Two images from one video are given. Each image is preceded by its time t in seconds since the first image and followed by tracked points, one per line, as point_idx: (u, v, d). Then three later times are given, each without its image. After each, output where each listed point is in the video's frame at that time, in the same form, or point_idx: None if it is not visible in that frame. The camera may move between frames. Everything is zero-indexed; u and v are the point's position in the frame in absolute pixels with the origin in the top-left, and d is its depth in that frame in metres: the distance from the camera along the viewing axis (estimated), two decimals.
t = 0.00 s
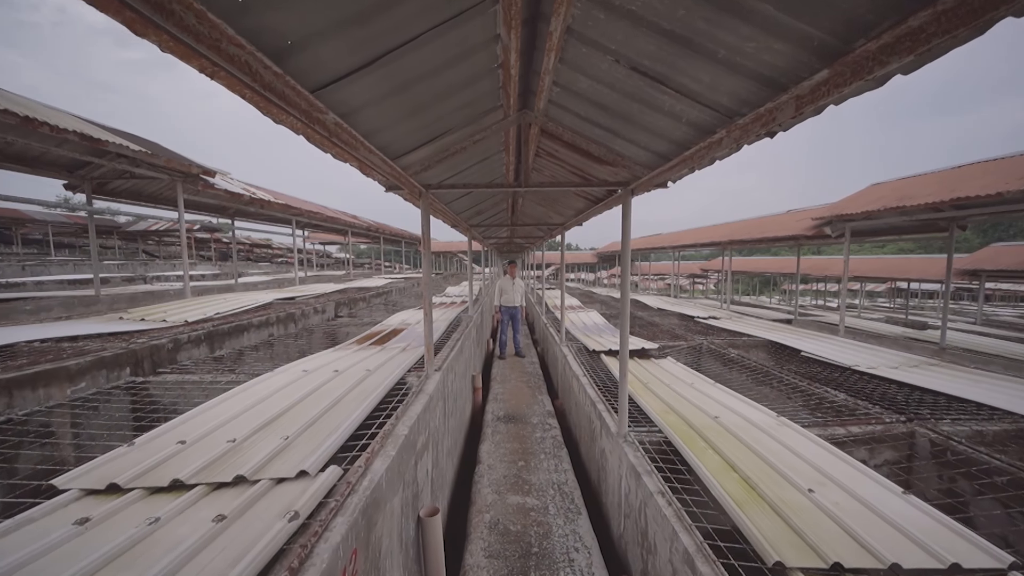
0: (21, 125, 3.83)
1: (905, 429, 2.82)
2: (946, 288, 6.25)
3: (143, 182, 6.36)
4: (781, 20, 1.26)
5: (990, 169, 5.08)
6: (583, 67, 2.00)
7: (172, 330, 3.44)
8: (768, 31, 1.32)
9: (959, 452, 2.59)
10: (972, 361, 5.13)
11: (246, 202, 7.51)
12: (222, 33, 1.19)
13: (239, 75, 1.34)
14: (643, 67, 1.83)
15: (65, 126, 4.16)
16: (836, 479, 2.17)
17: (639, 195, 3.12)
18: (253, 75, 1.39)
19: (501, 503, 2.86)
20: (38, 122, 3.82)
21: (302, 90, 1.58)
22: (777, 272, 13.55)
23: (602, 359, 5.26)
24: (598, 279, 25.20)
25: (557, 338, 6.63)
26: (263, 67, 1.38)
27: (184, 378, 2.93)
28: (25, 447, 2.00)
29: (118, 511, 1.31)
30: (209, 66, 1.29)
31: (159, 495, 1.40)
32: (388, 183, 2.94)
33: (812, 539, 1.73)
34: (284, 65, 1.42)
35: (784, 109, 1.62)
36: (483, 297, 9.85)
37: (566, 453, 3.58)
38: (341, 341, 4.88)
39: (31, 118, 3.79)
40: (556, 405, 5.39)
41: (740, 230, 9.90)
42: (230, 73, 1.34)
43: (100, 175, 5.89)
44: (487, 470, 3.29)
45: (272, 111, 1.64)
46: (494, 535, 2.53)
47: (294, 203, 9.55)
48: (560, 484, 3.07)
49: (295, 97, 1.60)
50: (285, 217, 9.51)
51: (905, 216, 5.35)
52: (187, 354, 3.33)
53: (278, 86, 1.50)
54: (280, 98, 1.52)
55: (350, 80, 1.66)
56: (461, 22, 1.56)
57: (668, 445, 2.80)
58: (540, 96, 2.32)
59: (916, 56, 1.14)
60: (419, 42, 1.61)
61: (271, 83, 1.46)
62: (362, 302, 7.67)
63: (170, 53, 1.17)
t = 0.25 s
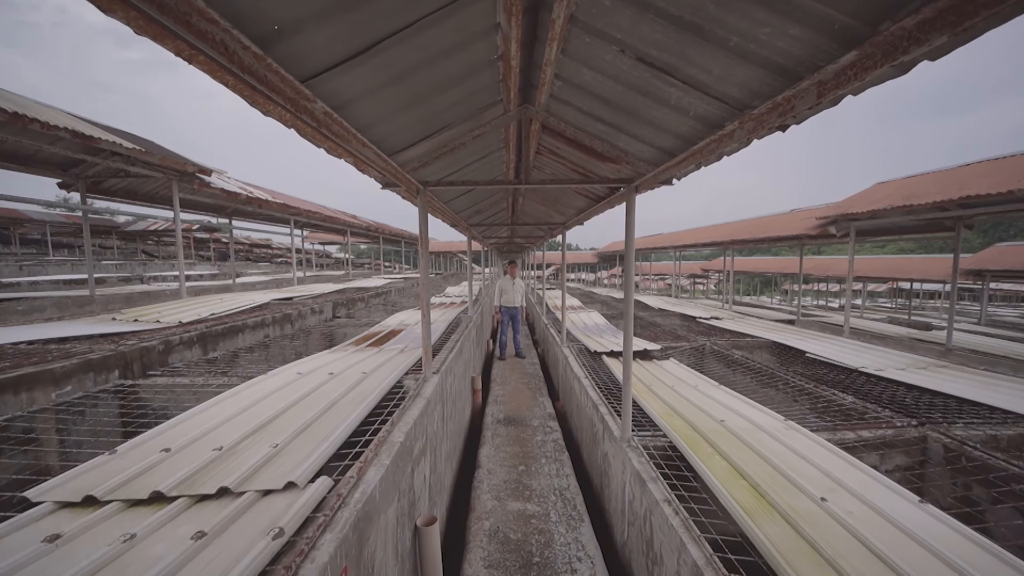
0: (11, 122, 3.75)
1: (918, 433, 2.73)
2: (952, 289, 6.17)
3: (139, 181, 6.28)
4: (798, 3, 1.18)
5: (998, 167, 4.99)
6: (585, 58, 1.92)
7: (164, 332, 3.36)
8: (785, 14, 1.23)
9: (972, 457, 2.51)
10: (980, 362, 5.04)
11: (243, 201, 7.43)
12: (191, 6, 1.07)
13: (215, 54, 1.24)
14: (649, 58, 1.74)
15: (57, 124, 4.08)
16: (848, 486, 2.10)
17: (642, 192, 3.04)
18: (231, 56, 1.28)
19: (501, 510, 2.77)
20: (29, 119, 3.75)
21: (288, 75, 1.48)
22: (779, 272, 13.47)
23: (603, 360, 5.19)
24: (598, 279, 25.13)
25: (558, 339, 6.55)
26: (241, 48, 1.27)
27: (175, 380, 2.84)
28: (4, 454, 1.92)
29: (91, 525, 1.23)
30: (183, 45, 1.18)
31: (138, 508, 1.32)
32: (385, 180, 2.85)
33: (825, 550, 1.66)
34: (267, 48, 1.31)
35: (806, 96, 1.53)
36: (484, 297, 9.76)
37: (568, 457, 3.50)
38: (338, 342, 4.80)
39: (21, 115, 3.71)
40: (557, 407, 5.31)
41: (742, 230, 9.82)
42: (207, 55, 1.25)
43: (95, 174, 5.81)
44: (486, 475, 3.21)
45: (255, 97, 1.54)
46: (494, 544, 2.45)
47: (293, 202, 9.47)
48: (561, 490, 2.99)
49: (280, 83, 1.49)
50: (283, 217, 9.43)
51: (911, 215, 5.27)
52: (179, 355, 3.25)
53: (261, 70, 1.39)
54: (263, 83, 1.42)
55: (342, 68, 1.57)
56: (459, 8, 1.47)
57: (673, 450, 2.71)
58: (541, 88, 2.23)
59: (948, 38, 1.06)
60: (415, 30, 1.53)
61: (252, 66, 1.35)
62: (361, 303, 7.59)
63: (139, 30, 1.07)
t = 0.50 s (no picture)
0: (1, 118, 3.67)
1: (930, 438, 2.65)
2: (959, 289, 6.08)
3: (134, 180, 6.19)
4: None
5: (1006, 166, 4.90)
6: (590, 49, 1.83)
7: (156, 333, 3.29)
8: None
9: (988, 464, 2.43)
10: (987, 364, 4.96)
11: (241, 200, 7.34)
12: None
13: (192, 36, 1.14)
14: (656, 48, 1.66)
15: (48, 121, 4.00)
16: (862, 494, 2.02)
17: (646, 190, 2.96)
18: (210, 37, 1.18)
19: (501, 516, 2.69)
20: (18, 115, 3.67)
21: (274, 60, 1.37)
22: (781, 272, 13.38)
23: (605, 362, 5.11)
24: (599, 279, 25.04)
25: (559, 340, 6.47)
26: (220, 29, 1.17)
27: (166, 383, 2.77)
28: None
29: (63, 544, 1.14)
30: (157, 25, 1.07)
31: (116, 523, 1.24)
32: (381, 177, 2.75)
33: (841, 563, 1.59)
34: (252, 30, 1.21)
35: (829, 83, 1.41)
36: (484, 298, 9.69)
37: (570, 462, 3.42)
38: (336, 343, 4.72)
39: (11, 111, 3.63)
40: (558, 409, 5.23)
41: (744, 229, 9.73)
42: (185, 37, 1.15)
43: (90, 173, 5.73)
44: (486, 481, 3.13)
45: (240, 86, 1.43)
46: (494, 553, 2.37)
47: (291, 202, 9.39)
48: (563, 496, 2.91)
49: (264, 68, 1.38)
50: (282, 216, 9.35)
51: (918, 214, 5.18)
52: (171, 358, 3.17)
53: (243, 54, 1.29)
54: (246, 69, 1.31)
55: (333, 57, 1.48)
56: None
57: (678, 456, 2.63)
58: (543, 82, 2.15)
59: (986, 19, 0.98)
60: (412, 17, 1.44)
61: (233, 50, 1.25)
62: (359, 303, 7.50)
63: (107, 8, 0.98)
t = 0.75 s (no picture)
0: None
1: (943, 443, 2.57)
2: (964, 289, 6.00)
3: (130, 179, 6.11)
4: None
5: (1014, 163, 4.81)
6: (594, 40, 1.76)
7: (148, 335, 3.21)
8: None
9: (1004, 469, 2.35)
10: (995, 365, 4.89)
11: (238, 199, 7.26)
12: None
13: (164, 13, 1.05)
14: (664, 38, 1.58)
15: (39, 118, 3.92)
16: (876, 503, 1.95)
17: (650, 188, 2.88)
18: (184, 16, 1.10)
19: (501, 523, 2.62)
20: (8, 112, 3.59)
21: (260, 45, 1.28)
22: (782, 272, 13.30)
23: (607, 364, 5.04)
24: (599, 279, 24.96)
25: (560, 341, 6.40)
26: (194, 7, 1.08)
27: (157, 385, 2.69)
28: None
29: (37, 560, 1.07)
30: (127, 3, 0.99)
31: (94, 538, 1.17)
32: (377, 173, 2.67)
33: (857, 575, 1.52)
34: (232, 12, 1.13)
35: (854, 68, 1.32)
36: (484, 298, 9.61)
37: (571, 466, 3.34)
38: (333, 344, 4.64)
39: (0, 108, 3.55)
40: (559, 411, 5.16)
41: (746, 229, 9.65)
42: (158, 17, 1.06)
43: (84, 172, 5.65)
44: (486, 486, 3.06)
45: (223, 73, 1.36)
46: (494, 561, 2.30)
47: (289, 201, 9.31)
48: (565, 502, 2.83)
49: (244, 51, 1.28)
50: (280, 216, 9.27)
51: (925, 214, 5.10)
52: (163, 360, 3.09)
53: (221, 35, 1.20)
54: (224, 50, 1.22)
55: (324, 45, 1.40)
56: None
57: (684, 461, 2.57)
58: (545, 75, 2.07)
59: None
60: (408, 6, 1.36)
61: (210, 30, 1.16)
62: (358, 304, 7.43)
63: None
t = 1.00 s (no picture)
0: None
1: (955, 447, 2.50)
2: (970, 290, 5.93)
3: (126, 178, 6.04)
4: None
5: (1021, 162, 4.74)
6: (597, 30, 1.68)
7: (140, 336, 3.14)
8: None
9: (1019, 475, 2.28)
10: (1002, 366, 4.82)
11: (236, 199, 7.19)
12: None
13: None
14: (671, 27, 1.51)
15: (32, 115, 3.85)
16: (890, 513, 1.89)
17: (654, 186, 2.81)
18: None
19: (502, 530, 2.56)
20: None
21: (244, 31, 1.21)
22: (784, 272, 13.22)
23: (608, 365, 4.96)
24: (600, 279, 24.88)
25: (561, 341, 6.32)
26: None
27: (148, 388, 2.62)
28: None
29: None
30: None
31: (69, 553, 1.10)
32: (374, 170, 2.60)
33: None
34: None
35: (880, 52, 1.23)
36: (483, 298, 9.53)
37: (573, 470, 3.27)
38: (331, 345, 4.57)
39: None
40: (560, 413, 5.09)
41: (748, 229, 9.58)
42: None
43: (79, 170, 5.58)
44: (485, 491, 2.99)
45: (204, 60, 1.28)
46: (494, 570, 2.23)
47: (288, 201, 9.24)
48: (567, 508, 2.77)
49: (225, 35, 1.20)
50: (278, 216, 9.20)
51: (931, 212, 5.02)
52: (155, 362, 3.02)
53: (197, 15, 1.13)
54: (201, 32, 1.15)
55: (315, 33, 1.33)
56: None
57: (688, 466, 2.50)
58: (547, 67, 1.99)
59: None
60: None
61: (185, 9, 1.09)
62: (357, 304, 7.36)
63: None
